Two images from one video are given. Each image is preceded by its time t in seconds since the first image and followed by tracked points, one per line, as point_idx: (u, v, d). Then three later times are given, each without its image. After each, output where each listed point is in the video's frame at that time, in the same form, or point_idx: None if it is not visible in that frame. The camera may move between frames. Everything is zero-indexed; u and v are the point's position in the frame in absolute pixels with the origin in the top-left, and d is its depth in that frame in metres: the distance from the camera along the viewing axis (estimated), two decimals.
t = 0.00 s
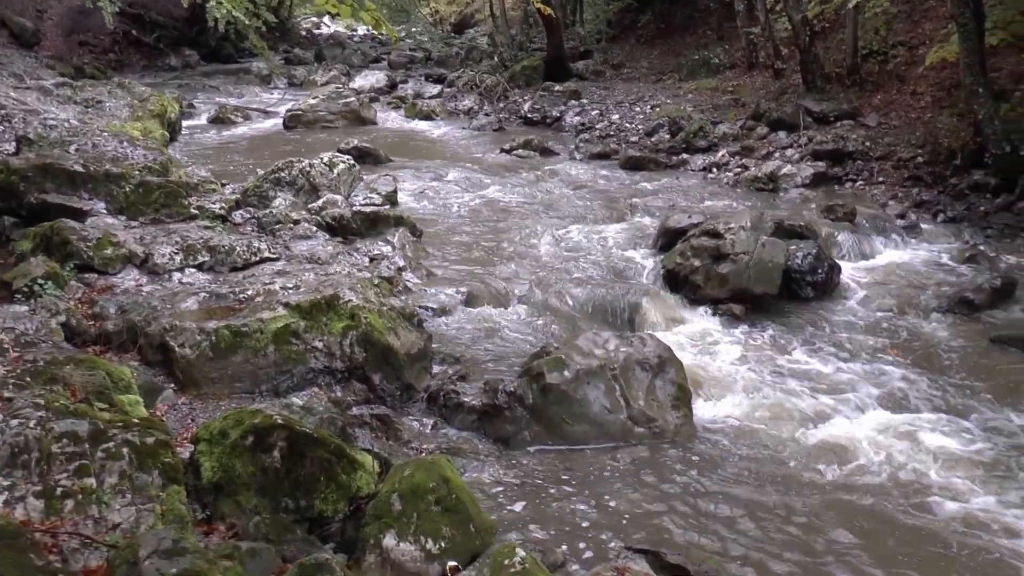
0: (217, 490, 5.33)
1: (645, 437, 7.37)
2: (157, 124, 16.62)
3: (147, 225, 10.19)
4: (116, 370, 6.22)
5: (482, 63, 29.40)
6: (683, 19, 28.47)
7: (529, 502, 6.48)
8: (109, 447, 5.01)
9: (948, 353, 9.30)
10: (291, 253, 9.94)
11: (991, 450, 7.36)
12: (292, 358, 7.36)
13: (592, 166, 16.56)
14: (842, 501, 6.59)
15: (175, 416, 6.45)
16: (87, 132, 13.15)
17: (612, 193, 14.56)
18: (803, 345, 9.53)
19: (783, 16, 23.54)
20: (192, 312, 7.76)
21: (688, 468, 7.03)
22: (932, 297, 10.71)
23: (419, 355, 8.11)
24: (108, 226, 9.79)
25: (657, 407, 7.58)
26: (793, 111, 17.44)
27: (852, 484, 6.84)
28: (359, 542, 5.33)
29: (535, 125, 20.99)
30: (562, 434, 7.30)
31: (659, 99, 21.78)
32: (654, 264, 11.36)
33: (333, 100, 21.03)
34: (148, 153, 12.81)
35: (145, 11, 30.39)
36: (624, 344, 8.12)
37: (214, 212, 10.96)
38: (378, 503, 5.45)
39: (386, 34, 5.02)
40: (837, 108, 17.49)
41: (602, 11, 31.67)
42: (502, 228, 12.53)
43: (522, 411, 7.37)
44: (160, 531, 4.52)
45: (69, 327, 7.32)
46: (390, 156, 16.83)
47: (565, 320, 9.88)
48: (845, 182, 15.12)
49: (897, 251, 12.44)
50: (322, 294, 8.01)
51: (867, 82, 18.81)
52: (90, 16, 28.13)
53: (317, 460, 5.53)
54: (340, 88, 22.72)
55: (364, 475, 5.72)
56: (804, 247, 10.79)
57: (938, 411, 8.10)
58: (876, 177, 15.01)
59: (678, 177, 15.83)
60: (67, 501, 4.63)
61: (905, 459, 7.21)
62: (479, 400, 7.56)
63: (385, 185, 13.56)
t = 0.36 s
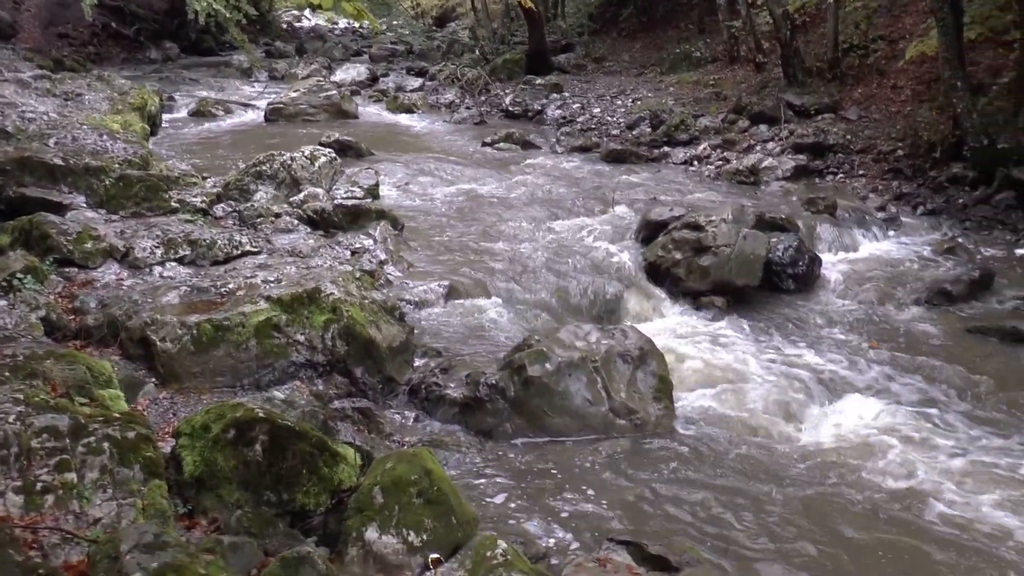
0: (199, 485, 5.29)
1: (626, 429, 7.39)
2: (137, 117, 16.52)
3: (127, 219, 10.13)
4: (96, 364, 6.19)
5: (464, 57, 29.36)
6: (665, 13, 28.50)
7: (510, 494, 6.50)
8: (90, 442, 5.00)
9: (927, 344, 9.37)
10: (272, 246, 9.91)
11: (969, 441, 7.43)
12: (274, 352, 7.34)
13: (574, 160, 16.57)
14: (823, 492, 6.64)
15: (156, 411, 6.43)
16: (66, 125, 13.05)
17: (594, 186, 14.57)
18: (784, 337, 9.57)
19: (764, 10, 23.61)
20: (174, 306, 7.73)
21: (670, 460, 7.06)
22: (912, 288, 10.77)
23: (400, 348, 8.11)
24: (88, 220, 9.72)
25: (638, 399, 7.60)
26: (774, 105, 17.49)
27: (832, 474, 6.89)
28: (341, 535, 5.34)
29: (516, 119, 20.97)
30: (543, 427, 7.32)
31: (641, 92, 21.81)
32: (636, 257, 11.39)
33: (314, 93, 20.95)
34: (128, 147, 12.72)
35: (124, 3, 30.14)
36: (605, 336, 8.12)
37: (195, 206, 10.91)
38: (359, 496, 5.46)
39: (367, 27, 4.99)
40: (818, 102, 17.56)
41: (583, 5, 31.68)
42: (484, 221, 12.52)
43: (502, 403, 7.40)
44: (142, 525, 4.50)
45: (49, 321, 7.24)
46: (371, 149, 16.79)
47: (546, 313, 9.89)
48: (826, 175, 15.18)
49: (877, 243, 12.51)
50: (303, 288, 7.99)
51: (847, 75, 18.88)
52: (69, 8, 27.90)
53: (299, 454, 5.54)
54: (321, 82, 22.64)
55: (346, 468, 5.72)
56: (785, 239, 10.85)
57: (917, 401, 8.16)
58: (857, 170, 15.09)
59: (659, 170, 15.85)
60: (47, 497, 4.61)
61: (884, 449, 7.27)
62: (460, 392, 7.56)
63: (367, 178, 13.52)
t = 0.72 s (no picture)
0: (178, 480, 5.26)
1: (606, 421, 7.42)
2: (115, 110, 16.42)
3: (105, 213, 10.08)
4: (75, 359, 6.16)
5: (443, 49, 29.31)
6: (644, 6, 28.53)
7: (491, 487, 6.51)
8: (69, 437, 4.97)
9: (906, 335, 9.43)
10: (252, 240, 9.87)
11: (947, 432, 7.48)
12: (254, 346, 7.33)
13: (554, 152, 16.58)
14: (802, 483, 6.68)
15: (136, 405, 6.40)
16: (43, 118, 12.96)
17: (574, 179, 14.59)
18: (763, 329, 9.61)
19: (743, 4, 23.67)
20: (153, 300, 7.69)
21: (651, 452, 7.09)
22: (890, 280, 10.85)
23: (380, 341, 8.10)
24: (66, 213, 9.66)
25: (618, 391, 7.62)
26: (753, 98, 17.55)
27: (811, 465, 6.93)
28: (321, 529, 5.34)
29: (496, 112, 20.95)
30: (523, 419, 7.34)
31: (620, 85, 21.83)
32: (616, 249, 11.42)
33: (293, 85, 20.87)
34: (106, 140, 12.65)
35: None
36: (584, 329, 8.13)
37: (174, 199, 10.85)
38: (340, 489, 5.47)
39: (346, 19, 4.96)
40: (796, 95, 17.64)
41: None
42: (464, 215, 12.51)
43: (482, 396, 7.40)
44: (121, 520, 4.49)
45: (26, 316, 7.16)
46: (351, 143, 16.75)
47: (525, 306, 9.89)
48: (805, 167, 15.24)
49: (855, 236, 12.59)
50: (283, 281, 7.96)
51: (825, 69, 18.95)
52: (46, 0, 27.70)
53: (279, 448, 5.53)
54: (300, 74, 22.56)
55: (326, 462, 5.74)
56: (764, 232, 10.89)
57: (896, 393, 8.21)
58: (835, 163, 15.17)
59: (638, 163, 15.89)
60: (25, 492, 4.58)
61: (862, 441, 7.32)
62: (440, 386, 7.57)
63: (346, 172, 13.49)
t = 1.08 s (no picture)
0: (156, 474, 5.24)
1: (584, 413, 7.45)
2: (90, 103, 16.29)
3: (81, 207, 10.00)
4: (51, 353, 6.12)
5: (420, 42, 29.24)
6: None
7: (469, 479, 6.52)
8: (45, 432, 4.94)
9: (882, 327, 9.49)
10: (229, 233, 9.83)
11: (922, 422, 7.57)
12: (231, 340, 7.30)
13: (531, 145, 16.57)
14: (782, 475, 6.72)
15: (113, 400, 6.37)
16: (17, 112, 12.84)
17: (551, 171, 14.59)
18: (740, 320, 9.66)
19: None
20: (129, 294, 7.64)
21: (633, 444, 7.11)
22: (865, 271, 10.92)
23: (358, 334, 8.07)
24: (41, 207, 9.59)
25: (596, 382, 7.64)
26: (729, 90, 17.60)
27: (790, 457, 6.97)
28: (299, 522, 5.32)
29: (472, 104, 20.92)
30: (501, 411, 7.35)
31: (597, 78, 21.86)
32: (593, 241, 11.44)
33: (270, 78, 20.76)
34: (81, 133, 12.55)
35: None
36: (562, 320, 8.14)
37: (151, 193, 10.77)
38: (318, 482, 5.46)
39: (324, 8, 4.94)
40: (772, 87, 17.71)
41: None
42: (442, 207, 12.49)
43: (461, 388, 7.41)
44: (98, 515, 4.47)
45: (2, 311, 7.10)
46: (328, 135, 16.69)
47: (503, 299, 9.90)
48: (781, 159, 15.30)
49: (831, 228, 12.66)
50: (260, 275, 7.92)
51: (801, 61, 19.03)
52: None
53: (257, 441, 5.51)
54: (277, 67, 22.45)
55: (304, 455, 5.72)
56: (741, 224, 10.97)
57: (872, 383, 8.29)
58: (811, 155, 15.24)
59: (616, 155, 15.91)
60: (1, 488, 4.55)
61: (842, 432, 7.37)
62: (418, 378, 7.56)
63: (323, 165, 13.43)
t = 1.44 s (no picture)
0: (132, 469, 5.22)
1: (560, 403, 7.48)
2: (62, 96, 16.14)
3: (54, 201, 9.93)
4: (24, 349, 6.08)
5: (394, 34, 29.14)
6: None
7: (447, 470, 6.54)
8: (19, 427, 4.90)
9: (855, 317, 9.57)
10: (204, 226, 9.77)
11: (895, 410, 7.65)
12: (207, 333, 7.28)
13: (506, 137, 16.57)
14: (757, 463, 6.78)
15: (88, 395, 6.33)
16: None
17: (526, 163, 14.60)
18: (715, 311, 9.70)
19: None
20: (104, 288, 7.60)
21: (609, 434, 7.15)
22: (839, 261, 11.00)
23: (334, 327, 8.06)
24: (13, 201, 9.50)
25: (572, 373, 7.68)
26: (703, 82, 17.66)
27: (764, 445, 7.03)
28: (277, 515, 5.32)
29: (447, 97, 20.88)
30: (477, 403, 7.36)
31: (572, 70, 21.87)
32: (568, 232, 11.45)
33: (243, 71, 20.64)
34: (53, 126, 12.44)
35: None
36: (538, 312, 8.16)
37: (124, 186, 10.70)
38: (295, 475, 5.45)
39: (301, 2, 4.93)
40: (746, 79, 17.79)
41: None
42: (418, 200, 12.47)
43: (437, 379, 7.41)
44: (74, 510, 4.45)
45: None
46: (302, 128, 16.61)
47: (480, 290, 9.90)
48: (755, 151, 15.37)
49: (805, 218, 12.74)
50: (236, 268, 7.89)
51: (775, 54, 19.12)
52: None
53: (234, 435, 5.48)
54: (250, 60, 22.32)
55: (281, 448, 5.69)
56: (715, 215, 10.98)
57: (846, 372, 8.37)
58: (785, 146, 15.32)
59: (591, 147, 15.93)
60: None
61: (815, 420, 7.44)
62: (395, 370, 7.56)
63: (298, 157, 13.38)
